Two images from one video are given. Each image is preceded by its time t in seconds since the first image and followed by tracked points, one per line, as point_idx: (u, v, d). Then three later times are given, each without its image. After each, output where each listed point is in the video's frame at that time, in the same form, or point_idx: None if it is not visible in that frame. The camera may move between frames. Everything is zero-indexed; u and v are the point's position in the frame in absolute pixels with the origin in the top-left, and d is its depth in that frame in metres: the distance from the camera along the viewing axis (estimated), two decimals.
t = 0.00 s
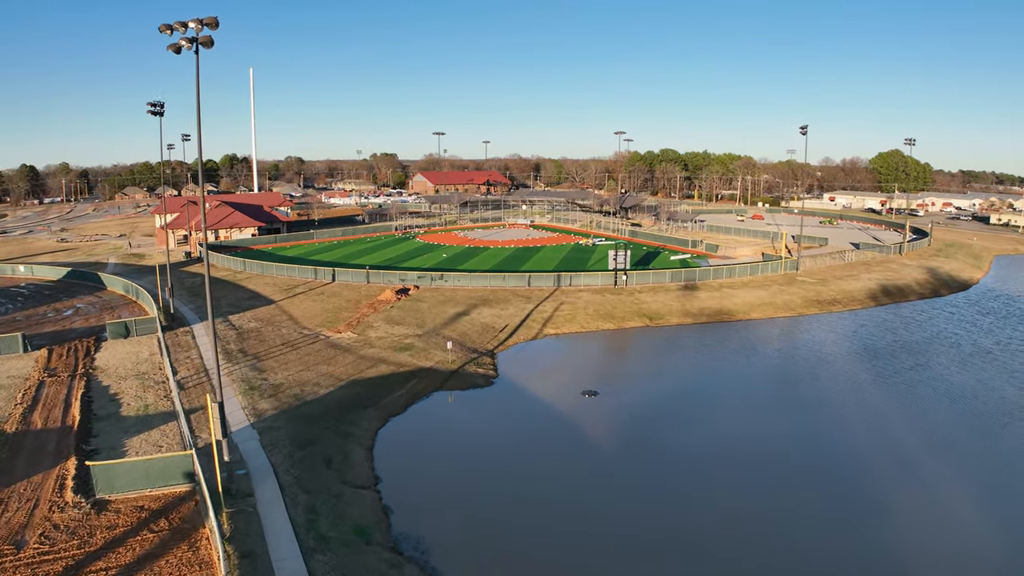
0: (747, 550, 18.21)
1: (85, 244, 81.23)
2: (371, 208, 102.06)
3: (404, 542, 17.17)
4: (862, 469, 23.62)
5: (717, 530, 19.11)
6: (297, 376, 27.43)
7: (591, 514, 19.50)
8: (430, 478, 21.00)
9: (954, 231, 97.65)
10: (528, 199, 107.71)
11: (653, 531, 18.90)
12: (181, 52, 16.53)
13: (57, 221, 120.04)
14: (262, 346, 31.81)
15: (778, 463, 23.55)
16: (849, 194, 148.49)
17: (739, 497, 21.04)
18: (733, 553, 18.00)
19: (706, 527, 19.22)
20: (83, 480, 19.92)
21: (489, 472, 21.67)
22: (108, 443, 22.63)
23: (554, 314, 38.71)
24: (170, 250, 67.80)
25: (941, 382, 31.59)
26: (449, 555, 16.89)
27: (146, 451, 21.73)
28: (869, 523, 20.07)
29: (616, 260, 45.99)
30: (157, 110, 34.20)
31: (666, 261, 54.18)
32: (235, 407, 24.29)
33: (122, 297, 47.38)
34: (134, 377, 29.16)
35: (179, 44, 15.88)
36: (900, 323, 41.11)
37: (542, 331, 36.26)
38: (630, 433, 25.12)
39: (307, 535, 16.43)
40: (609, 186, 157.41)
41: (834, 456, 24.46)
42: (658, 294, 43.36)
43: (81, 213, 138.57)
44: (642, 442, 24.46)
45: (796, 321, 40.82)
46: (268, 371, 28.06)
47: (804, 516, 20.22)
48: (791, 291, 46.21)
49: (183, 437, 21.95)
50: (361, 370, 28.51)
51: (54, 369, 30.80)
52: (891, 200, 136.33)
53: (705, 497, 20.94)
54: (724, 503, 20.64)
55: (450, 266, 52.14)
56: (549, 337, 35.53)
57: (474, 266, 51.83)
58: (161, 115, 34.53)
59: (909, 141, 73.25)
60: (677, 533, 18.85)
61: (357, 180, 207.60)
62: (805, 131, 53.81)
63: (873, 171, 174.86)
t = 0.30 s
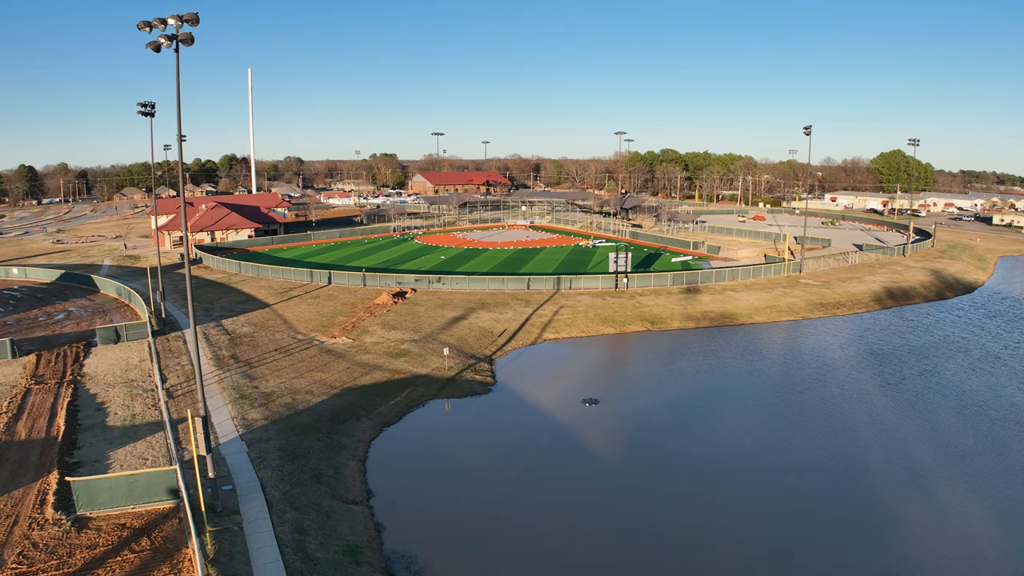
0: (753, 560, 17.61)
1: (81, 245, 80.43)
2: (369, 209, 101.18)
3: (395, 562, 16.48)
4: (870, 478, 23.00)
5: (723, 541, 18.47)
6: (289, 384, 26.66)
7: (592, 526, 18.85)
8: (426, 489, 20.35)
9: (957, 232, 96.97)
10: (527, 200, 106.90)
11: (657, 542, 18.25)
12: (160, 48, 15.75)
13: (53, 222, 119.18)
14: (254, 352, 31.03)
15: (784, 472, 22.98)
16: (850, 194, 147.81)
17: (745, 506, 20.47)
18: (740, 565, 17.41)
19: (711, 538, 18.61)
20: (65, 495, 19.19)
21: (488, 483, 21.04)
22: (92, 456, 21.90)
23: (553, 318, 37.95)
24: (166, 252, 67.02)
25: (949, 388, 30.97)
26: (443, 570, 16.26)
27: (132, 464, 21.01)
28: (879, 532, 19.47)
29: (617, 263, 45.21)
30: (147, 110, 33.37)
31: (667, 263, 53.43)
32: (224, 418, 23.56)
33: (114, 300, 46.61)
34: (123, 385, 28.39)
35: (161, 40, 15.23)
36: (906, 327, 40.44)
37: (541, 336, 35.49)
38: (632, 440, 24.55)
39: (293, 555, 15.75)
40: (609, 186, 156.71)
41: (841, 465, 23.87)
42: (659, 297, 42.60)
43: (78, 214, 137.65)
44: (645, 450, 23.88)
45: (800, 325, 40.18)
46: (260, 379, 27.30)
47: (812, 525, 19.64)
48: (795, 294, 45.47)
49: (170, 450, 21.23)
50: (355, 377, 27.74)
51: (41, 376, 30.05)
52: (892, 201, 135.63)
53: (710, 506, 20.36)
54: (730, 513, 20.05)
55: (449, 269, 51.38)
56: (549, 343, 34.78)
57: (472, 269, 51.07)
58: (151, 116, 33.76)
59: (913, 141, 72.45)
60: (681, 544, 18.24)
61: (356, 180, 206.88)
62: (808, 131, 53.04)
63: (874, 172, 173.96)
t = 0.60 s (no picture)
0: (757, 569, 17.14)
1: (76, 247, 79.69)
2: (368, 210, 100.40)
3: None
4: (881, 487, 22.21)
5: (731, 557, 17.53)
6: (281, 393, 25.95)
7: (593, 541, 18.13)
8: (421, 503, 19.62)
9: (959, 234, 96.31)
10: (527, 202, 106.04)
11: (661, 557, 17.53)
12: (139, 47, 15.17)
13: (50, 224, 118.50)
14: (246, 359, 30.31)
15: (793, 482, 22.19)
16: (852, 195, 147.09)
17: (752, 516, 19.79)
18: None
19: (718, 550, 17.90)
20: (45, 511, 18.46)
21: (485, 495, 20.28)
22: (76, 470, 21.18)
23: (553, 323, 37.25)
24: (161, 254, 66.22)
25: (958, 395, 30.20)
26: None
27: (117, 480, 20.30)
28: (892, 544, 18.70)
29: (618, 267, 44.46)
30: (138, 111, 32.65)
31: (668, 266, 52.71)
32: (212, 430, 22.83)
33: (107, 304, 45.86)
34: (110, 394, 27.65)
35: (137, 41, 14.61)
36: (912, 333, 39.67)
37: (540, 341, 34.76)
38: (635, 449, 23.78)
39: None
40: (609, 188, 156.14)
41: (851, 474, 23.09)
42: (661, 301, 41.89)
43: (75, 215, 136.57)
44: (648, 460, 23.11)
45: (804, 329, 39.57)
46: (251, 387, 26.58)
47: (822, 537, 18.87)
48: (798, 298, 44.75)
49: (154, 464, 20.50)
50: (349, 385, 27.02)
51: (27, 383, 29.34)
52: (894, 202, 134.96)
53: (714, 513, 19.83)
54: (736, 524, 19.30)
55: (446, 272, 50.66)
56: (548, 348, 34.08)
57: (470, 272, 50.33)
58: (142, 117, 33.09)
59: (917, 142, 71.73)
60: (687, 558, 17.54)
61: (355, 181, 206.29)
62: (811, 132, 52.32)
63: (876, 172, 173.16)
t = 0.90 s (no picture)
0: None
1: (72, 248, 78.94)
2: (367, 211, 99.68)
3: None
4: (888, 501, 21.75)
5: (734, 561, 17.95)
6: (273, 402, 25.29)
7: (594, 559, 17.65)
8: (417, 517, 19.07)
9: (962, 235, 95.56)
10: (527, 203, 105.04)
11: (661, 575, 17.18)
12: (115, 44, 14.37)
13: (47, 224, 117.68)
14: (238, 366, 29.63)
15: (798, 497, 21.74)
16: (853, 195, 146.24)
17: (755, 532, 19.51)
18: None
19: (721, 569, 17.56)
20: (25, 527, 17.79)
21: (483, 510, 19.79)
22: (59, 483, 20.54)
23: (552, 327, 36.56)
24: (157, 256, 65.49)
25: (965, 402, 29.67)
26: None
27: (101, 495, 19.68)
28: (898, 563, 18.40)
29: (618, 269, 43.74)
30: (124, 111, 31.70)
31: (669, 269, 52.01)
32: (200, 441, 22.18)
33: (100, 308, 45.15)
34: (98, 401, 27.00)
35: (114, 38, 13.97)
36: (917, 336, 39.00)
37: (539, 347, 34.07)
38: (638, 462, 23.24)
39: None
40: (609, 188, 155.50)
41: (855, 483, 22.84)
42: (662, 305, 41.20)
43: (73, 215, 135.82)
44: (649, 472, 22.66)
45: (808, 332, 38.99)
46: (242, 396, 25.92)
47: (826, 555, 18.58)
48: (802, 301, 44.06)
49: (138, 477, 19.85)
50: (342, 393, 26.33)
51: (14, 390, 28.68)
52: (895, 203, 134.15)
53: (716, 528, 19.54)
54: (742, 542, 18.90)
55: (445, 274, 49.95)
56: (548, 353, 33.43)
57: (469, 274, 49.62)
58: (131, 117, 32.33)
59: (921, 143, 70.99)
60: None
61: (354, 181, 205.57)
62: (815, 132, 51.55)
63: (877, 173, 172.42)
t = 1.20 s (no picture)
0: None
1: (68, 250, 78.29)
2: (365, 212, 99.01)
3: None
4: (895, 511, 21.16)
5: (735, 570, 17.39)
6: (265, 411, 24.63)
7: (595, 574, 17.00)
8: (410, 531, 18.35)
9: (965, 236, 94.85)
10: (526, 203, 104.33)
11: None
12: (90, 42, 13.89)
13: (44, 225, 116.99)
14: (230, 373, 28.96)
15: (803, 508, 21.06)
16: (855, 196, 145.44)
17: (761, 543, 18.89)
18: None
19: None
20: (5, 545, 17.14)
21: (480, 523, 19.08)
22: (42, 497, 19.89)
23: (552, 332, 35.90)
24: (152, 258, 64.81)
25: (975, 411, 28.96)
26: None
27: (85, 510, 19.07)
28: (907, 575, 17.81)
29: (619, 272, 43.05)
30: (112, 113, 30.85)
31: (671, 271, 51.31)
32: (189, 453, 21.55)
33: (92, 311, 44.48)
34: (86, 410, 26.34)
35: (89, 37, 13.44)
36: (923, 341, 38.28)
37: (538, 352, 33.40)
38: (640, 474, 22.47)
39: None
40: (609, 189, 154.89)
41: (861, 492, 22.27)
42: (664, 309, 40.52)
43: (71, 215, 135.10)
44: (650, 481, 22.08)
45: (812, 337, 38.35)
46: (233, 405, 25.28)
47: (833, 567, 17.97)
48: (805, 305, 43.38)
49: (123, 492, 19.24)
50: (336, 402, 25.64)
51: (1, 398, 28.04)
52: (897, 203, 133.40)
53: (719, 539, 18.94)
54: (749, 555, 18.19)
55: (443, 277, 49.27)
56: (547, 359, 32.79)
57: (467, 277, 48.93)
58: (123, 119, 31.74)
59: (925, 143, 70.27)
60: None
61: (354, 181, 204.96)
62: (819, 133, 50.82)
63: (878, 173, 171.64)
